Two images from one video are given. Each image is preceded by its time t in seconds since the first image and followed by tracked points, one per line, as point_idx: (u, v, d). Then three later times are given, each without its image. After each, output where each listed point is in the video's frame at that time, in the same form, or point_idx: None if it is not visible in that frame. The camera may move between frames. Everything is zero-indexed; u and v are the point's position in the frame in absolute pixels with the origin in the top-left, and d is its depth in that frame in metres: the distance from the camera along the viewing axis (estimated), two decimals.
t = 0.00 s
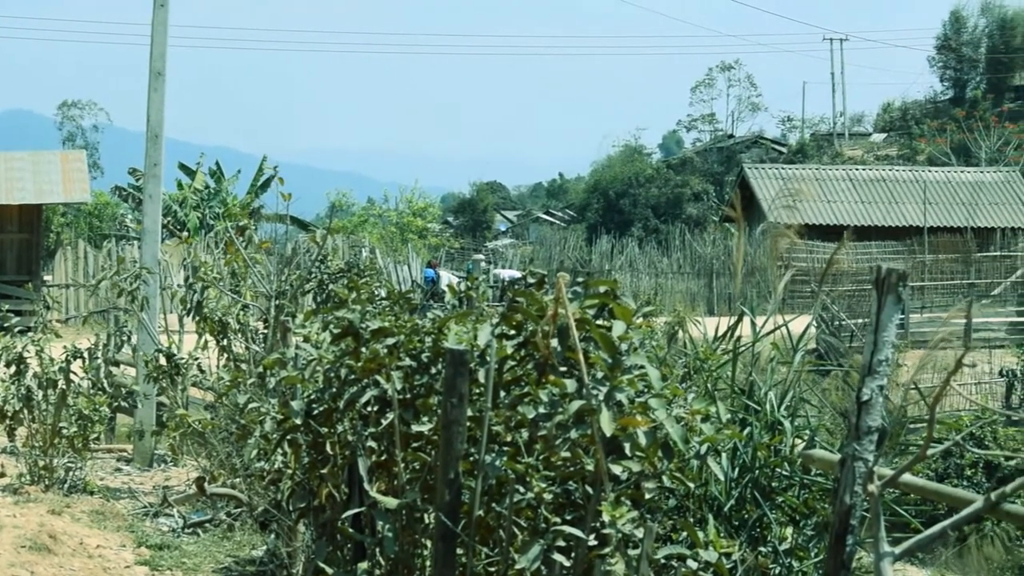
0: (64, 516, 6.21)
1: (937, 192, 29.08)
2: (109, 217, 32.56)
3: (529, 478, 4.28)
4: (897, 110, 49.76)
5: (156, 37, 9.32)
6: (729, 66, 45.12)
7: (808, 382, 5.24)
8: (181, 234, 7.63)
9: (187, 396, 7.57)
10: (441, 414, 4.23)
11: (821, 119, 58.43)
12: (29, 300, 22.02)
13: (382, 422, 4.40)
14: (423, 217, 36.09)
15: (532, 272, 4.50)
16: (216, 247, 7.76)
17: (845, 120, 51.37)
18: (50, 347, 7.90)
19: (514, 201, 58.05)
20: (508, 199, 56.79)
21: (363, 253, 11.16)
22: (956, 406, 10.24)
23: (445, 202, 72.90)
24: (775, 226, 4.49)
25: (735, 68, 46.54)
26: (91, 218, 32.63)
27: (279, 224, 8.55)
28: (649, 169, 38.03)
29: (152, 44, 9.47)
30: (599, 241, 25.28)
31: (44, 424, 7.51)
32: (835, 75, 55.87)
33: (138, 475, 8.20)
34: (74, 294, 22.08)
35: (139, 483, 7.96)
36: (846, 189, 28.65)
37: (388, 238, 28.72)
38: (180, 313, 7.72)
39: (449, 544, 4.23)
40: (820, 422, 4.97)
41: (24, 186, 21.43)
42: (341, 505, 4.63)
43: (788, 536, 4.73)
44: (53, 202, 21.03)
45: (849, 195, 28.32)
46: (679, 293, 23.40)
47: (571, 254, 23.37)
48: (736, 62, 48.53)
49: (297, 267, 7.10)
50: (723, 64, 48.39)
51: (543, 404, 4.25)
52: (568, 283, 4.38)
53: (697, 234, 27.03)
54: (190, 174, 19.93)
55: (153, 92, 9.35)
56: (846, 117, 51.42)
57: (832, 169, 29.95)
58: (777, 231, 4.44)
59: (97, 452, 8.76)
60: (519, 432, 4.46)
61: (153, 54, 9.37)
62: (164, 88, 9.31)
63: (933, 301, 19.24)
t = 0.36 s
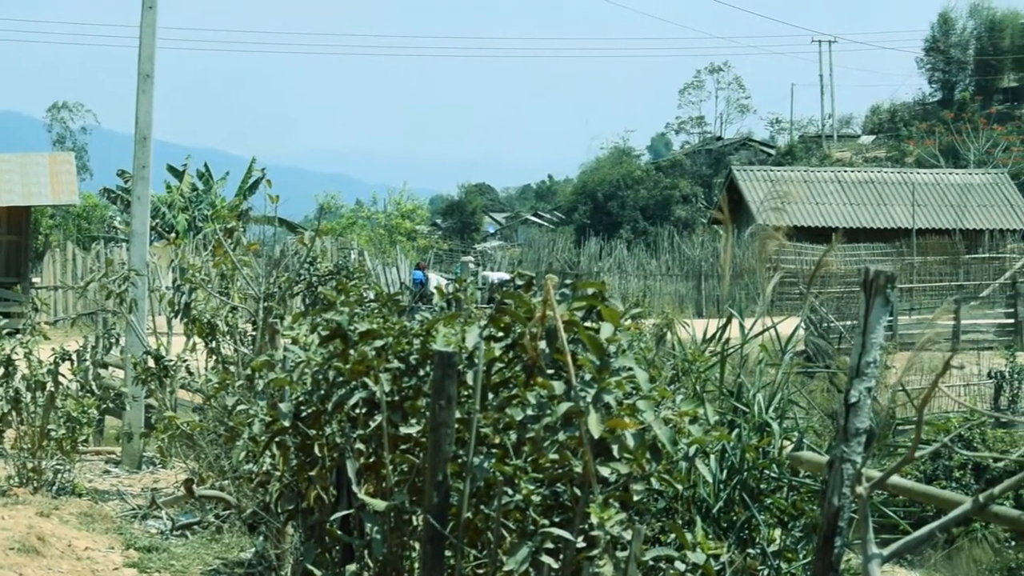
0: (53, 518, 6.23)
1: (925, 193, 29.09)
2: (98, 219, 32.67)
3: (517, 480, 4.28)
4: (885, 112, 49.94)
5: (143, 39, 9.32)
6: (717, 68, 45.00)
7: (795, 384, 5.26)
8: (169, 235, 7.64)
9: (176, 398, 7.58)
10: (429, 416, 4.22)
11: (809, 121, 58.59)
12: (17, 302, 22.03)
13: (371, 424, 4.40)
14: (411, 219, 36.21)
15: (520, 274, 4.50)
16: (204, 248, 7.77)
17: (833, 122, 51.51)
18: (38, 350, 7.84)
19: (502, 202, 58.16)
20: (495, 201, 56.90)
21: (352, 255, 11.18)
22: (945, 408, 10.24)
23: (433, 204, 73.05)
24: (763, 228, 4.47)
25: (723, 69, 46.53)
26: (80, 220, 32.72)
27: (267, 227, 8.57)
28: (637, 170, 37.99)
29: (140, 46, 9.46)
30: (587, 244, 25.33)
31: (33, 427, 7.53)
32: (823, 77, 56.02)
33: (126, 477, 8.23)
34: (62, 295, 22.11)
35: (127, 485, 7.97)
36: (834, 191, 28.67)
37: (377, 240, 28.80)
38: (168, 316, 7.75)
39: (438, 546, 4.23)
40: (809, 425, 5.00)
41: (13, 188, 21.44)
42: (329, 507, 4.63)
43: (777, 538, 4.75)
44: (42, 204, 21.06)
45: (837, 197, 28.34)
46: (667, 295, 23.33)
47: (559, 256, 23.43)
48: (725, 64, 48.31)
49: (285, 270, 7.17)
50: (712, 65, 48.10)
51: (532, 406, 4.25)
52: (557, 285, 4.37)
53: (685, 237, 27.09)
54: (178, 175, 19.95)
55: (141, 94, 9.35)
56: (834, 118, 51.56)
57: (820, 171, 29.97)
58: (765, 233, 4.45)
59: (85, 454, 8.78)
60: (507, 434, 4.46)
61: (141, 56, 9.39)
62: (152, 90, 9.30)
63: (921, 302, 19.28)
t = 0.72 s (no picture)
0: (39, 520, 6.26)
1: (912, 194, 29.06)
2: (84, 221, 32.71)
3: (502, 482, 4.28)
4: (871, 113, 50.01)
5: (129, 42, 9.33)
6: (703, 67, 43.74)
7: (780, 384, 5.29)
8: (155, 237, 7.67)
9: (161, 400, 7.61)
10: (414, 418, 4.20)
11: (794, 122, 58.55)
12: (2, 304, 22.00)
13: (356, 426, 4.40)
14: (397, 222, 36.36)
15: (505, 275, 4.51)
16: (190, 251, 7.81)
17: (818, 122, 51.47)
18: (24, 351, 7.91)
19: (488, 204, 58.14)
20: (481, 203, 56.90)
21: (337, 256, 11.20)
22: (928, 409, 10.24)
23: (419, 205, 73.06)
24: (748, 228, 4.50)
25: (711, 70, 45.67)
26: (66, 222, 32.73)
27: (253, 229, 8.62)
28: (622, 172, 37.88)
29: (126, 48, 9.48)
30: (573, 245, 25.32)
31: (19, 429, 7.55)
32: (809, 78, 55.94)
33: (113, 479, 8.27)
34: (47, 297, 22.09)
35: (114, 487, 8.02)
36: (820, 192, 28.65)
37: (363, 242, 28.81)
38: (153, 318, 7.78)
39: (423, 547, 4.22)
40: (794, 426, 5.00)
41: None
42: (314, 509, 4.64)
43: (762, 540, 4.77)
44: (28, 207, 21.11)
45: (822, 198, 28.34)
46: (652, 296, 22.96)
47: (545, 258, 23.43)
48: (715, 66, 47.10)
49: (271, 272, 7.22)
50: (700, 66, 46.86)
51: (516, 408, 4.23)
52: (542, 287, 4.35)
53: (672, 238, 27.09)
54: (163, 177, 19.96)
55: (126, 97, 9.37)
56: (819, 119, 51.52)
57: (806, 172, 29.94)
58: (751, 234, 4.45)
59: (71, 457, 8.81)
60: (492, 436, 4.46)
61: (127, 58, 9.39)
62: (138, 93, 9.33)
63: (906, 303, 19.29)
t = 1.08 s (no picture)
0: (21, 521, 6.28)
1: (894, 197, 29.09)
2: (66, 222, 32.66)
3: (484, 484, 4.29)
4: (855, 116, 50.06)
5: (112, 44, 9.36)
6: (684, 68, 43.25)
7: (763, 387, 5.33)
8: (138, 239, 7.72)
9: (144, 401, 7.64)
10: (396, 420, 4.21)
11: (777, 126, 58.52)
12: None
13: (338, 428, 4.40)
14: (380, 223, 36.33)
15: (487, 278, 4.51)
16: (172, 252, 7.85)
17: (801, 124, 51.45)
18: (7, 352, 7.96)
19: (470, 206, 58.06)
20: (464, 206, 56.84)
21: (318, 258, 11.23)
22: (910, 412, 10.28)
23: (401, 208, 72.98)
24: (728, 231, 4.52)
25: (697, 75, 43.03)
26: (49, 224, 32.67)
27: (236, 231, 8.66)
28: (604, 174, 37.79)
29: (109, 50, 9.52)
30: (556, 247, 25.30)
31: (2, 430, 7.55)
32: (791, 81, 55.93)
33: (95, 480, 8.31)
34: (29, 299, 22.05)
35: (96, 488, 8.06)
36: (803, 195, 28.66)
37: (346, 243, 28.79)
38: (136, 320, 7.83)
39: (404, 550, 4.22)
40: (776, 428, 5.04)
41: None
42: (296, 510, 4.65)
43: (744, 542, 4.76)
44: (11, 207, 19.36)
45: (805, 201, 28.35)
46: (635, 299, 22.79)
47: (528, 259, 23.40)
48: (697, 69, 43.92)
49: (253, 273, 7.26)
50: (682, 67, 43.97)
51: (498, 410, 4.24)
52: (524, 289, 4.35)
53: (655, 241, 27.11)
54: (145, 179, 19.95)
55: (109, 98, 9.41)
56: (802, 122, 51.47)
57: (789, 174, 29.93)
58: (732, 238, 4.46)
59: (54, 458, 8.87)
60: (475, 438, 4.46)
61: (109, 60, 9.43)
62: (121, 94, 9.36)
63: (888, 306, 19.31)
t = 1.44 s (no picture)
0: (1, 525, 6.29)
1: (874, 201, 29.14)
2: (45, 225, 32.52)
3: (463, 487, 4.28)
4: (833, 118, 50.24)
5: (90, 46, 9.34)
6: (664, 72, 44.59)
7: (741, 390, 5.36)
8: (117, 242, 7.73)
9: (123, 405, 7.66)
10: (376, 423, 4.20)
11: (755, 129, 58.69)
12: None
13: (317, 431, 4.41)
14: (359, 226, 36.28)
15: (467, 281, 4.51)
16: (152, 256, 7.86)
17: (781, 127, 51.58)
18: None
19: (449, 209, 58.01)
20: (443, 208, 56.82)
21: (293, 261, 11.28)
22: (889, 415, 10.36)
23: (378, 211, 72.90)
24: (707, 233, 4.49)
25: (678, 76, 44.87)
26: (27, 226, 32.53)
27: (215, 233, 8.67)
28: (584, 178, 37.79)
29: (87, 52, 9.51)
30: (536, 250, 25.27)
31: None
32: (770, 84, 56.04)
33: (74, 483, 8.35)
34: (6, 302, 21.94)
35: (75, 491, 8.08)
36: (782, 198, 28.67)
37: (326, 246, 28.73)
38: (115, 323, 7.84)
39: (383, 553, 4.22)
40: (755, 432, 5.03)
41: None
42: (275, 515, 4.65)
43: (724, 546, 4.77)
44: None
45: (784, 204, 28.37)
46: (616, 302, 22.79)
47: (508, 262, 23.37)
48: (677, 74, 44.72)
49: (232, 276, 7.26)
50: (664, 71, 44.92)
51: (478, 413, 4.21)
52: (503, 291, 4.34)
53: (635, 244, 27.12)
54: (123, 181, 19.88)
55: (88, 100, 9.40)
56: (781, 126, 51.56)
57: (767, 178, 29.94)
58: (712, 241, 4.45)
59: (33, 461, 8.91)
60: (454, 441, 4.46)
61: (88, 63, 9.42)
62: (100, 97, 9.36)
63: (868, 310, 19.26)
